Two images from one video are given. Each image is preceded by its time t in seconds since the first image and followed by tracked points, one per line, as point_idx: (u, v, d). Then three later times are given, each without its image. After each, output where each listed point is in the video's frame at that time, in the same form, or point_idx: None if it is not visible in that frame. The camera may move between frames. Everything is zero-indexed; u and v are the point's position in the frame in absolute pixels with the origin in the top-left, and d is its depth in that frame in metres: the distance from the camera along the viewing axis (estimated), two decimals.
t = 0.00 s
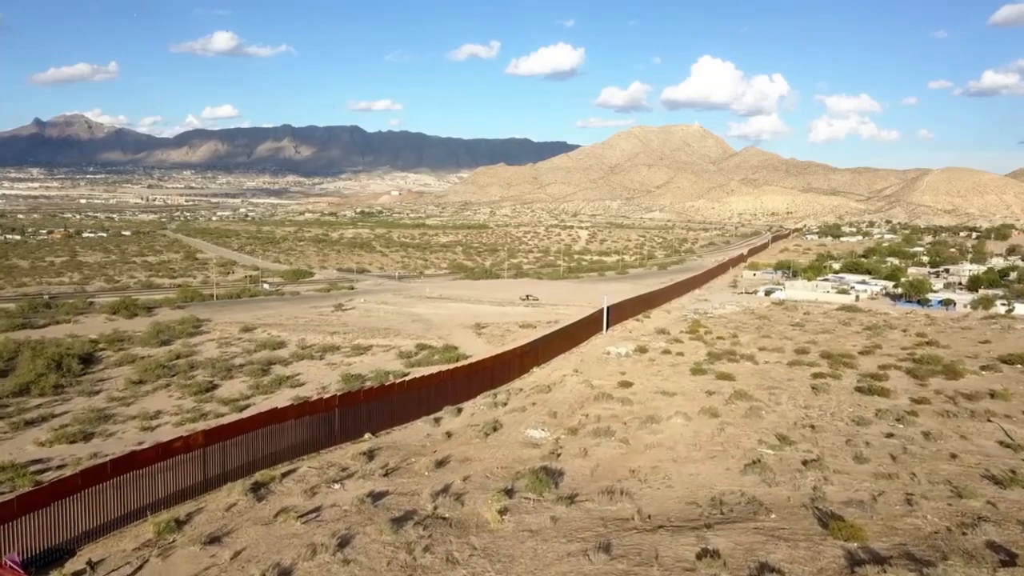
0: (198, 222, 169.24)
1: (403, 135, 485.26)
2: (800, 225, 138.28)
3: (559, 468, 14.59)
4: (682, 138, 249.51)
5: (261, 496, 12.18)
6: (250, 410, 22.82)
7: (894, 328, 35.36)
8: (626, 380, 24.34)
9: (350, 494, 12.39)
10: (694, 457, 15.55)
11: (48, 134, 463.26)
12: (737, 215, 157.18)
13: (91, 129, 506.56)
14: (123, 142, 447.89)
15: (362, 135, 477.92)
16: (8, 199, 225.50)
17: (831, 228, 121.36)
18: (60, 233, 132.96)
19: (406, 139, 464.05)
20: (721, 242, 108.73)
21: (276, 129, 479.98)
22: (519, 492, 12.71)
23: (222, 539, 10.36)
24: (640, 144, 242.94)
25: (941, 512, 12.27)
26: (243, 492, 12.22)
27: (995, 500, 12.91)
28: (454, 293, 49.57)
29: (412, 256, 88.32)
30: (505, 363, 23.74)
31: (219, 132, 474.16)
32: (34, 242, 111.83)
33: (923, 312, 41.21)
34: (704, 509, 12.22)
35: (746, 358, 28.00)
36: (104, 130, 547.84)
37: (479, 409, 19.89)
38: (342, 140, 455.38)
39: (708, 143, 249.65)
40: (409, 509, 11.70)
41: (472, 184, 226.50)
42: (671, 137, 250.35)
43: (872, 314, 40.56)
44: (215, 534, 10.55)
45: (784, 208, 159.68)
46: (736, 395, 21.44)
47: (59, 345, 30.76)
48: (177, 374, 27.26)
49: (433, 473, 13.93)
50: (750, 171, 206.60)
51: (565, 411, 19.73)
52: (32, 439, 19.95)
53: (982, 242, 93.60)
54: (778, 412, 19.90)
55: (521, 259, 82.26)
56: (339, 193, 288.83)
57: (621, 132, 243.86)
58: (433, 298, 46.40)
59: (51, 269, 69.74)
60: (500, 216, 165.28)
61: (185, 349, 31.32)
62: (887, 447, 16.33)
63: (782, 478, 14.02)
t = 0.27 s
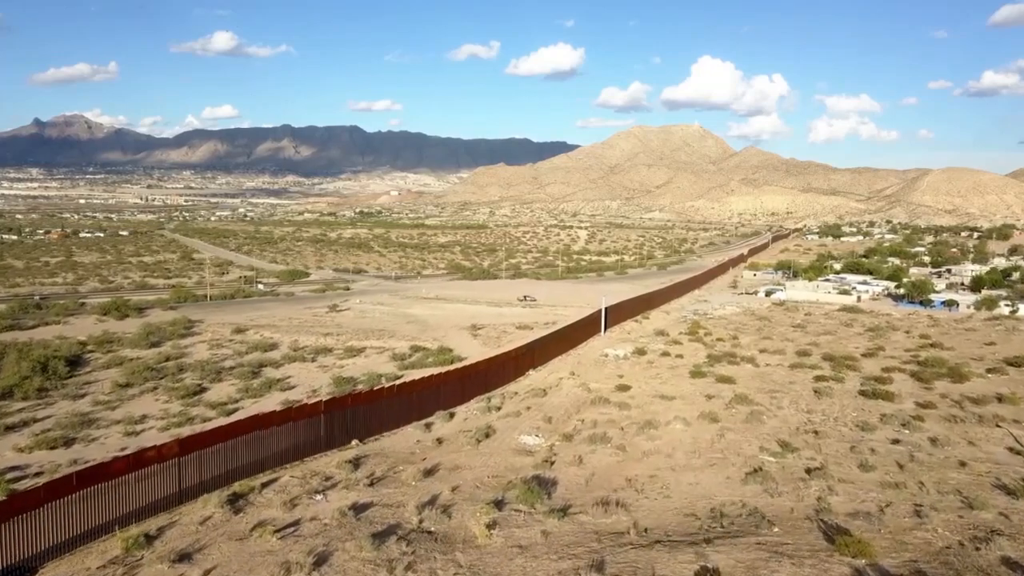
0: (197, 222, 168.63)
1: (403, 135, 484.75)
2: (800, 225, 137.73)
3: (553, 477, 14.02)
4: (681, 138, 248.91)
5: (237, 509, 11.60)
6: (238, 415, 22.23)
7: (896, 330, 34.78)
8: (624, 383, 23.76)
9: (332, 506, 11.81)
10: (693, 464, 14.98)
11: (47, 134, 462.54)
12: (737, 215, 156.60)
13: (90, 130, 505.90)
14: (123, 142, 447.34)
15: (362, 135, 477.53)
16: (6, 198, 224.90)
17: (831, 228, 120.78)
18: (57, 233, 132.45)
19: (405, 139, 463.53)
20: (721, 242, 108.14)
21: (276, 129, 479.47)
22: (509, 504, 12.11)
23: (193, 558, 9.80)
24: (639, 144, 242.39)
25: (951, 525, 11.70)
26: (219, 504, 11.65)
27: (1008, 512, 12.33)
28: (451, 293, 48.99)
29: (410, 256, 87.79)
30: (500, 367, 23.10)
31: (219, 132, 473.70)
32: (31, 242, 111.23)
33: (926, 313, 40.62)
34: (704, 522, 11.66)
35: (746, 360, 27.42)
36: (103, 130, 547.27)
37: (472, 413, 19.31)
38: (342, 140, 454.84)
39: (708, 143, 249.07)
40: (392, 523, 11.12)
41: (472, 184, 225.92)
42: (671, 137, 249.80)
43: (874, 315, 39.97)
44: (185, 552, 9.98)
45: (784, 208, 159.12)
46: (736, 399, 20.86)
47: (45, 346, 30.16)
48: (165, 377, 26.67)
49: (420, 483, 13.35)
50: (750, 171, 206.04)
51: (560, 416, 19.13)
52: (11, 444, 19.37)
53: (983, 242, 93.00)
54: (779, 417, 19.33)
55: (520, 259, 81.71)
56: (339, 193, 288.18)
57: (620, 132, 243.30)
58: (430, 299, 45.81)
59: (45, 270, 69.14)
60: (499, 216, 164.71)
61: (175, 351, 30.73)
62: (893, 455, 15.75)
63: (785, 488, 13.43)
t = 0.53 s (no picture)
0: (195, 222, 167.95)
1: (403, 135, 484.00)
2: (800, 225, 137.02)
3: (545, 487, 13.38)
4: (681, 137, 248.23)
5: (207, 525, 10.99)
6: (224, 420, 21.58)
7: (900, 331, 34.11)
8: (622, 387, 23.11)
9: (308, 522, 11.17)
10: (692, 474, 14.32)
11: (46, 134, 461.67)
12: (737, 215, 155.90)
13: (89, 130, 505.18)
14: (122, 143, 446.62)
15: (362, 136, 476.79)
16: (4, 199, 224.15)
17: (831, 228, 120.09)
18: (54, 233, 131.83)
19: (405, 139, 462.76)
20: (721, 243, 107.35)
21: (276, 129, 478.91)
22: (495, 520, 11.44)
23: None
24: (640, 144, 241.73)
25: (965, 541, 11.03)
26: (190, 519, 11.03)
27: None
28: (448, 294, 48.26)
29: (408, 256, 87.11)
30: (494, 370, 22.43)
31: (219, 132, 472.99)
32: (27, 242, 110.57)
33: (930, 314, 39.92)
34: (703, 538, 11.00)
35: (747, 363, 26.75)
36: (103, 130, 546.90)
37: (464, 419, 18.65)
38: (342, 140, 454.18)
39: (708, 142, 248.38)
40: (370, 542, 10.47)
41: (471, 184, 225.28)
42: (671, 136, 249.13)
43: (877, 316, 39.30)
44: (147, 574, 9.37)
45: (784, 208, 158.44)
46: (737, 404, 20.21)
47: (29, 349, 29.49)
48: (151, 380, 25.95)
49: (405, 495, 12.70)
50: (750, 171, 205.35)
51: (555, 423, 18.46)
52: None
53: (984, 242, 92.30)
54: (782, 423, 18.67)
55: (518, 260, 81.08)
56: (338, 193, 287.44)
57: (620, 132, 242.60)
58: (425, 300, 45.16)
59: (38, 270, 68.40)
60: (498, 216, 164.03)
61: (164, 353, 30.06)
62: (901, 463, 15.10)
63: (789, 500, 12.76)
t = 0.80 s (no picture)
0: (193, 223, 167.22)
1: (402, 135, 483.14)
2: (800, 225, 136.26)
3: (535, 501, 12.63)
4: (681, 137, 247.44)
5: (170, 545, 10.28)
6: (206, 426, 20.81)
7: (904, 333, 33.36)
8: (619, 391, 22.36)
9: (278, 542, 10.42)
10: (691, 486, 13.57)
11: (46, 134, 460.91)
12: (737, 215, 155.16)
13: (89, 130, 504.51)
14: (122, 143, 445.75)
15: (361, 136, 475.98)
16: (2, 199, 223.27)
17: (832, 228, 119.31)
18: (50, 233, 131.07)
19: (404, 139, 462.08)
20: (721, 243, 106.57)
21: (275, 129, 478.21)
22: (479, 539, 10.70)
23: None
24: (639, 144, 241.03)
25: (983, 562, 10.31)
26: (151, 540, 10.31)
27: None
28: (444, 295, 47.49)
29: (405, 256, 86.33)
30: (488, 374, 21.72)
31: (219, 132, 472.22)
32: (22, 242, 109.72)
33: (934, 316, 39.17)
34: (703, 558, 10.27)
35: (748, 366, 26.01)
36: (103, 130, 546.49)
37: (454, 426, 17.90)
38: (341, 140, 453.42)
39: (708, 142, 247.55)
40: (343, 563, 9.75)
41: (470, 185, 224.47)
42: (671, 136, 248.41)
43: (880, 318, 38.59)
44: None
45: (785, 208, 157.72)
46: (738, 410, 19.45)
47: (11, 351, 28.71)
48: (134, 384, 25.20)
49: (386, 510, 11.96)
50: (749, 171, 204.64)
51: (549, 430, 17.71)
52: None
53: (986, 243, 91.61)
54: (785, 430, 17.92)
55: (516, 260, 80.34)
56: (337, 193, 286.61)
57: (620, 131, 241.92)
58: (420, 300, 44.41)
59: (30, 270, 67.54)
60: (497, 216, 163.26)
61: (150, 356, 29.27)
62: (912, 474, 14.36)
63: (793, 515, 12.04)
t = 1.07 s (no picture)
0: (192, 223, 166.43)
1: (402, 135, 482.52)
2: (801, 225, 135.65)
3: (527, 512, 12.06)
4: (681, 137, 246.87)
5: (139, 562, 9.76)
6: (192, 432, 20.17)
7: (906, 335, 32.80)
8: (617, 395, 21.78)
9: (252, 560, 9.88)
10: (690, 496, 13.00)
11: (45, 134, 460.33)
12: (737, 215, 154.57)
13: (88, 130, 503.88)
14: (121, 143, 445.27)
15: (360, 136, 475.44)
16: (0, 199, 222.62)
17: (832, 228, 118.74)
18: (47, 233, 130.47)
19: (404, 139, 461.58)
20: (721, 243, 105.97)
21: (275, 129, 477.60)
22: (467, 555, 10.15)
23: None
24: (639, 144, 240.44)
25: None
26: (118, 558, 9.77)
27: None
28: (440, 295, 46.90)
29: (403, 256, 85.72)
30: (482, 377, 21.15)
31: (218, 132, 471.66)
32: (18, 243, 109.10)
33: (937, 317, 38.60)
34: None
35: (748, 369, 25.44)
36: (103, 130, 545.96)
37: (445, 432, 17.34)
38: (341, 140, 452.58)
39: (708, 142, 246.87)
40: None
41: (470, 184, 223.74)
42: (671, 136, 247.81)
43: (882, 318, 38.02)
44: None
45: (785, 208, 157.16)
46: (739, 414, 18.86)
47: None
48: (120, 387, 24.61)
49: (369, 523, 11.41)
50: (749, 171, 204.04)
51: (543, 435, 17.15)
52: None
53: (987, 243, 91.05)
54: (788, 437, 17.34)
55: (514, 260, 79.77)
56: (336, 193, 285.93)
57: (619, 131, 241.35)
58: (416, 301, 43.79)
59: (23, 270, 66.89)
60: (497, 216, 162.69)
61: (138, 359, 28.68)
62: (921, 483, 13.78)
63: (797, 528, 11.47)
